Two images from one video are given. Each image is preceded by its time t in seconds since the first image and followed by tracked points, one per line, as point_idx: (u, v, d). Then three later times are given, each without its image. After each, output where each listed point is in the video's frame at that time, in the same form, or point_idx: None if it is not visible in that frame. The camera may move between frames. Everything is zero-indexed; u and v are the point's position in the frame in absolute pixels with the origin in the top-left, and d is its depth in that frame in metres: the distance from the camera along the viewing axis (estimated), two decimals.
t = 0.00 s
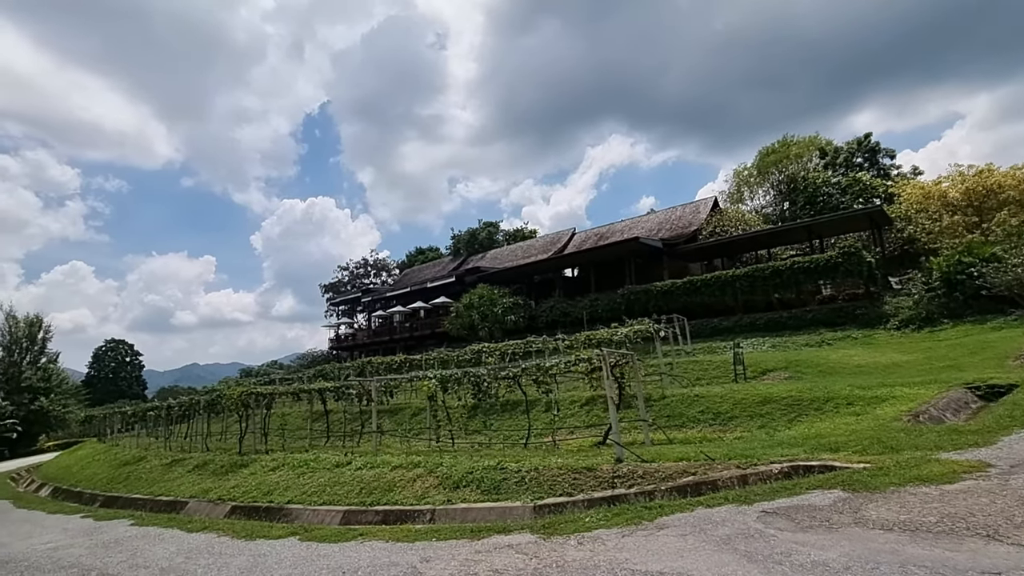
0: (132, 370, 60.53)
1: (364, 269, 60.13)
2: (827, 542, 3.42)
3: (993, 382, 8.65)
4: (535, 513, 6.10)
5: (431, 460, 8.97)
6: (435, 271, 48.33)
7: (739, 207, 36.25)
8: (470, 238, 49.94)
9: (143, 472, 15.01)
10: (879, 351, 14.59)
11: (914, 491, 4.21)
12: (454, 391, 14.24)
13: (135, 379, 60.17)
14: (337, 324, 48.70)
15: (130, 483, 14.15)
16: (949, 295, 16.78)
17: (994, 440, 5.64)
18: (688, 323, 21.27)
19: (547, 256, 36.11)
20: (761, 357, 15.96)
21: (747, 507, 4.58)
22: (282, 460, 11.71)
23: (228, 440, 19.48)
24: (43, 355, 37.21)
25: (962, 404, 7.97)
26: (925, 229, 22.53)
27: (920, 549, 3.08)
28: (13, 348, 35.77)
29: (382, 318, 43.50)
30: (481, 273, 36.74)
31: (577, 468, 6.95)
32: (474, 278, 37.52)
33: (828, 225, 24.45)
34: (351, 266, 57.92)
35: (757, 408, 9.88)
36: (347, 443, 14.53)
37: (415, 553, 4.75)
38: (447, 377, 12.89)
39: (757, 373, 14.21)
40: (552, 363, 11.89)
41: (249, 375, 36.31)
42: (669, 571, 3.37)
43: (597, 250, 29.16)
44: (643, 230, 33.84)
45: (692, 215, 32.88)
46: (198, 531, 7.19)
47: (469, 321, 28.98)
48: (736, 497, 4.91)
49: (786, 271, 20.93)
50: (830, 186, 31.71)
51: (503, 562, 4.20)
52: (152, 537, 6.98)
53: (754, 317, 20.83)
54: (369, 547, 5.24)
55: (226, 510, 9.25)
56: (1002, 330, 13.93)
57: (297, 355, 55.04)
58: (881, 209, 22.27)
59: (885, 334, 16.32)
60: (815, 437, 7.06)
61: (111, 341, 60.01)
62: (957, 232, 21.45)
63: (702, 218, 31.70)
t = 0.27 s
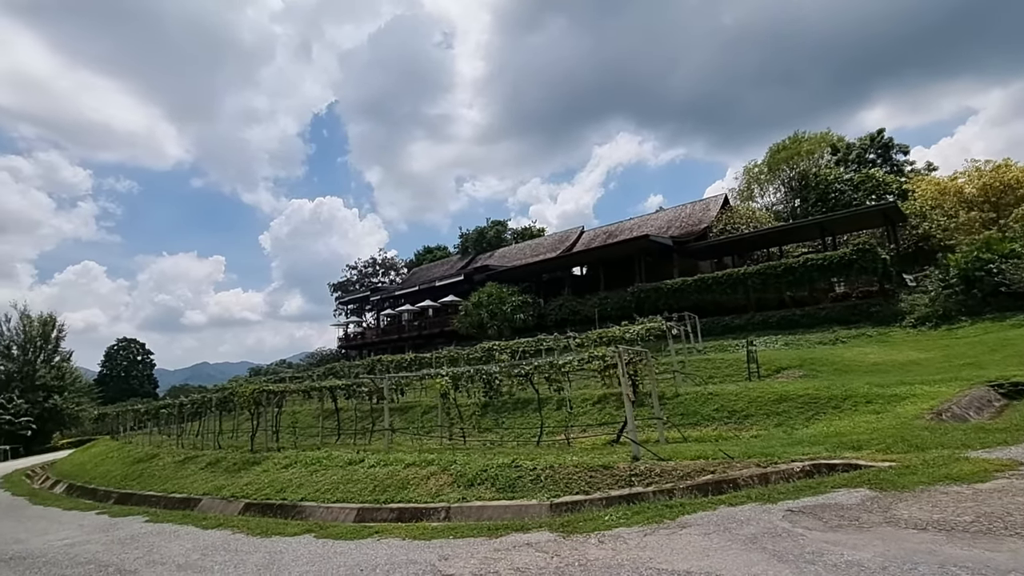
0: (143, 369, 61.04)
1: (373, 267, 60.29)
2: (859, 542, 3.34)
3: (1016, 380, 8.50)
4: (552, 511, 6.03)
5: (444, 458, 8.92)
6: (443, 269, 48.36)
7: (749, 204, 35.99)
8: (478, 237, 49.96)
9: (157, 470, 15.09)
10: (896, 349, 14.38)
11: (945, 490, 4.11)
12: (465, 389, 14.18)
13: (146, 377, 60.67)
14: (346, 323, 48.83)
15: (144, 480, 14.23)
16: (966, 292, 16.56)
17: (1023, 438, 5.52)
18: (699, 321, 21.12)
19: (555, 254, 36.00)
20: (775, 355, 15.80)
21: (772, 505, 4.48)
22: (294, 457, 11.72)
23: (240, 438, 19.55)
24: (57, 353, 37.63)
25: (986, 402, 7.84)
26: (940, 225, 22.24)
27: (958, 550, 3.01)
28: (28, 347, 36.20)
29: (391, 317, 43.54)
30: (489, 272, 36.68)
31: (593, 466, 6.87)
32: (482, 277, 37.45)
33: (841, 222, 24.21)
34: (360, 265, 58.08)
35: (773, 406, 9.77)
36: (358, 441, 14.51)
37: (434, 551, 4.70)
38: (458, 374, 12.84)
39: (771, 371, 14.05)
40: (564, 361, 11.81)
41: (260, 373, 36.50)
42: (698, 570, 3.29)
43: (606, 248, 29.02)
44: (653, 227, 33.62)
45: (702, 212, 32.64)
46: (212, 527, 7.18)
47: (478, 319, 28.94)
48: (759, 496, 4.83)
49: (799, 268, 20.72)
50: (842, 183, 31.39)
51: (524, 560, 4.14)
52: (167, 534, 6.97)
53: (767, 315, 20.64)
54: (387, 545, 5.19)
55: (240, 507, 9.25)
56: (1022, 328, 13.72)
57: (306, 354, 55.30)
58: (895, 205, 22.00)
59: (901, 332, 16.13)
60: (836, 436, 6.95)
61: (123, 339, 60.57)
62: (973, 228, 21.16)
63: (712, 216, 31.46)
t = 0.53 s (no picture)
0: (152, 368, 61.42)
1: (380, 267, 60.40)
2: (896, 543, 3.26)
3: None
4: (570, 510, 5.96)
5: (458, 456, 8.86)
6: (450, 269, 48.35)
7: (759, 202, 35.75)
8: (485, 236, 49.95)
9: (168, 468, 15.13)
10: (911, 348, 14.19)
11: (979, 490, 4.01)
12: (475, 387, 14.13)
13: (155, 376, 61.05)
14: (354, 322, 48.91)
15: (155, 478, 14.27)
16: (983, 290, 16.34)
17: None
18: (710, 320, 20.96)
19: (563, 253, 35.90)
20: (788, 354, 15.65)
21: (799, 505, 4.39)
22: (306, 456, 11.70)
23: (250, 437, 19.59)
24: (68, 352, 37.83)
25: (1009, 401, 7.71)
26: (954, 223, 21.98)
27: (1001, 551, 2.92)
28: (39, 346, 36.39)
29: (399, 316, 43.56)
30: (497, 271, 36.61)
31: (610, 465, 6.79)
32: (490, 276, 37.38)
33: (853, 220, 23.98)
34: (367, 265, 58.21)
35: (789, 406, 9.65)
36: (369, 440, 14.49)
37: (454, 549, 4.65)
38: (469, 373, 12.78)
39: (784, 370, 13.91)
40: (577, 359, 11.73)
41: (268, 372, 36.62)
42: (729, 571, 3.22)
43: (615, 246, 28.89)
44: (662, 226, 33.44)
45: (711, 211, 32.42)
46: (227, 525, 7.17)
47: (486, 318, 28.88)
48: (784, 496, 4.74)
49: (811, 267, 20.54)
50: (854, 181, 31.11)
51: (547, 559, 4.08)
52: (183, 532, 6.96)
53: (778, 314, 20.46)
54: (404, 544, 5.14)
55: (253, 505, 9.23)
56: None
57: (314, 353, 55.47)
58: (909, 202, 21.76)
59: (916, 331, 15.94)
60: (858, 435, 6.84)
61: (132, 339, 61.00)
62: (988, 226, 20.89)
63: (721, 214, 31.23)
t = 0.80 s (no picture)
0: (159, 367, 61.70)
1: (386, 267, 60.44)
2: (935, 546, 3.16)
3: None
4: (586, 511, 5.87)
5: (469, 456, 8.78)
6: (456, 268, 48.31)
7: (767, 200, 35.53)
8: (491, 236, 49.90)
9: (177, 466, 15.12)
10: (925, 347, 14.02)
11: (1013, 491, 3.91)
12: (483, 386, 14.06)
13: (162, 375, 61.33)
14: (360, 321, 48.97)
15: (164, 477, 14.26)
16: (998, 288, 16.13)
17: None
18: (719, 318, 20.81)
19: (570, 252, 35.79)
20: (800, 353, 15.49)
21: (826, 506, 4.29)
22: (315, 455, 11.65)
23: (258, 436, 19.59)
24: (76, 352, 37.75)
25: None
26: (967, 221, 21.74)
27: None
28: (47, 345, 36.34)
29: (405, 316, 43.56)
30: (503, 270, 36.51)
31: (626, 464, 6.70)
32: (496, 275, 37.27)
33: (864, 218, 23.78)
34: (373, 264, 58.26)
35: (805, 405, 9.52)
36: (377, 439, 14.43)
37: (471, 550, 4.57)
38: (479, 372, 12.69)
39: (796, 369, 13.78)
40: (588, 358, 11.62)
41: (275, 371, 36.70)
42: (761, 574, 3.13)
43: (622, 245, 28.75)
44: (669, 225, 33.27)
45: (719, 209, 32.21)
46: (239, 524, 7.11)
47: (493, 317, 28.78)
48: (809, 496, 4.64)
49: (821, 265, 20.36)
50: (863, 179, 30.86)
51: (568, 560, 4.00)
52: (194, 531, 6.91)
53: (788, 312, 20.29)
54: (421, 545, 5.06)
55: (263, 504, 9.19)
56: None
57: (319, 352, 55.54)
58: (921, 200, 21.54)
59: (930, 330, 15.76)
60: (878, 435, 6.72)
61: (140, 338, 61.26)
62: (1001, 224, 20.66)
63: (729, 213, 31.02)
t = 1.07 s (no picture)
0: (164, 366, 61.84)
1: (390, 266, 60.40)
2: (977, 548, 3.02)
3: None
4: (600, 511, 5.74)
5: (479, 454, 8.65)
6: (460, 267, 48.18)
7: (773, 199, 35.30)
8: (495, 235, 49.79)
9: (182, 465, 15.04)
10: (938, 345, 13.82)
11: None
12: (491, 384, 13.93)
13: (167, 374, 61.47)
14: (364, 321, 48.92)
15: (170, 475, 14.19)
16: (1012, 286, 15.91)
17: None
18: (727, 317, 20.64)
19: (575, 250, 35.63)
20: (810, 352, 15.32)
21: (853, 506, 4.14)
22: (321, 453, 11.55)
23: (263, 434, 19.51)
24: (81, 350, 37.97)
25: None
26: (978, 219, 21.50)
27: None
28: (53, 344, 36.65)
29: (409, 315, 43.47)
30: (508, 269, 36.37)
31: (640, 463, 6.56)
32: (501, 274, 37.13)
33: (873, 216, 23.56)
34: (377, 263, 58.23)
35: (819, 403, 9.36)
36: (383, 437, 14.32)
37: (486, 550, 4.46)
38: (486, 369, 12.55)
39: (807, 368, 13.61)
40: (598, 356, 11.47)
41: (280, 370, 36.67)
42: None
43: (628, 243, 28.56)
44: (675, 223, 33.07)
45: (726, 208, 31.99)
46: (246, 523, 7.00)
47: (498, 316, 28.64)
48: (834, 496, 4.51)
49: (831, 263, 20.16)
50: (871, 177, 30.62)
51: (586, 561, 3.87)
52: (200, 529, 6.81)
53: (797, 311, 20.09)
54: (433, 545, 4.93)
55: (269, 502, 9.09)
56: None
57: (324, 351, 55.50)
58: (931, 198, 21.30)
59: (942, 328, 15.56)
60: (899, 433, 6.56)
61: (145, 337, 61.39)
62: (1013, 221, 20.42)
63: (736, 211, 30.81)
